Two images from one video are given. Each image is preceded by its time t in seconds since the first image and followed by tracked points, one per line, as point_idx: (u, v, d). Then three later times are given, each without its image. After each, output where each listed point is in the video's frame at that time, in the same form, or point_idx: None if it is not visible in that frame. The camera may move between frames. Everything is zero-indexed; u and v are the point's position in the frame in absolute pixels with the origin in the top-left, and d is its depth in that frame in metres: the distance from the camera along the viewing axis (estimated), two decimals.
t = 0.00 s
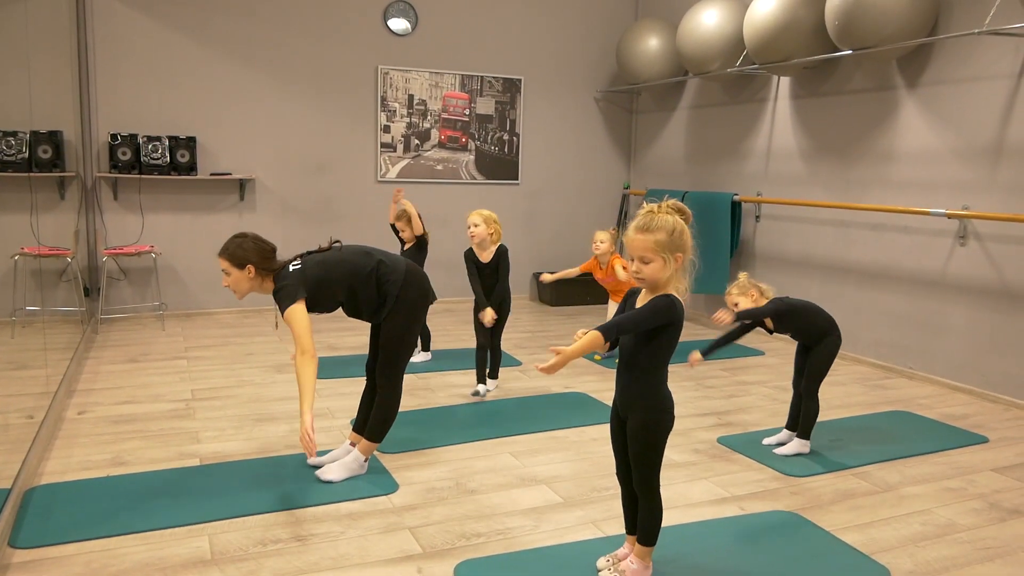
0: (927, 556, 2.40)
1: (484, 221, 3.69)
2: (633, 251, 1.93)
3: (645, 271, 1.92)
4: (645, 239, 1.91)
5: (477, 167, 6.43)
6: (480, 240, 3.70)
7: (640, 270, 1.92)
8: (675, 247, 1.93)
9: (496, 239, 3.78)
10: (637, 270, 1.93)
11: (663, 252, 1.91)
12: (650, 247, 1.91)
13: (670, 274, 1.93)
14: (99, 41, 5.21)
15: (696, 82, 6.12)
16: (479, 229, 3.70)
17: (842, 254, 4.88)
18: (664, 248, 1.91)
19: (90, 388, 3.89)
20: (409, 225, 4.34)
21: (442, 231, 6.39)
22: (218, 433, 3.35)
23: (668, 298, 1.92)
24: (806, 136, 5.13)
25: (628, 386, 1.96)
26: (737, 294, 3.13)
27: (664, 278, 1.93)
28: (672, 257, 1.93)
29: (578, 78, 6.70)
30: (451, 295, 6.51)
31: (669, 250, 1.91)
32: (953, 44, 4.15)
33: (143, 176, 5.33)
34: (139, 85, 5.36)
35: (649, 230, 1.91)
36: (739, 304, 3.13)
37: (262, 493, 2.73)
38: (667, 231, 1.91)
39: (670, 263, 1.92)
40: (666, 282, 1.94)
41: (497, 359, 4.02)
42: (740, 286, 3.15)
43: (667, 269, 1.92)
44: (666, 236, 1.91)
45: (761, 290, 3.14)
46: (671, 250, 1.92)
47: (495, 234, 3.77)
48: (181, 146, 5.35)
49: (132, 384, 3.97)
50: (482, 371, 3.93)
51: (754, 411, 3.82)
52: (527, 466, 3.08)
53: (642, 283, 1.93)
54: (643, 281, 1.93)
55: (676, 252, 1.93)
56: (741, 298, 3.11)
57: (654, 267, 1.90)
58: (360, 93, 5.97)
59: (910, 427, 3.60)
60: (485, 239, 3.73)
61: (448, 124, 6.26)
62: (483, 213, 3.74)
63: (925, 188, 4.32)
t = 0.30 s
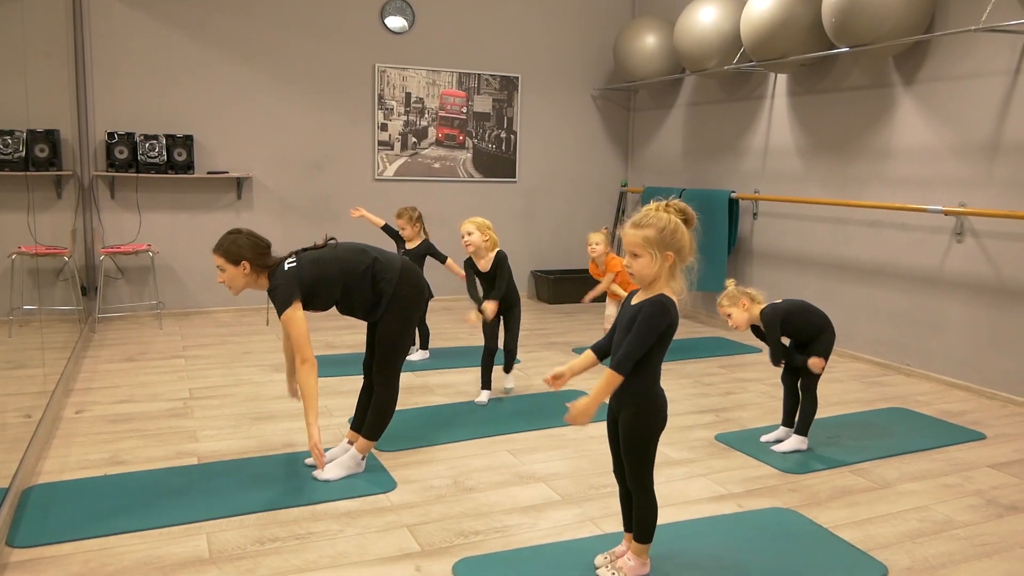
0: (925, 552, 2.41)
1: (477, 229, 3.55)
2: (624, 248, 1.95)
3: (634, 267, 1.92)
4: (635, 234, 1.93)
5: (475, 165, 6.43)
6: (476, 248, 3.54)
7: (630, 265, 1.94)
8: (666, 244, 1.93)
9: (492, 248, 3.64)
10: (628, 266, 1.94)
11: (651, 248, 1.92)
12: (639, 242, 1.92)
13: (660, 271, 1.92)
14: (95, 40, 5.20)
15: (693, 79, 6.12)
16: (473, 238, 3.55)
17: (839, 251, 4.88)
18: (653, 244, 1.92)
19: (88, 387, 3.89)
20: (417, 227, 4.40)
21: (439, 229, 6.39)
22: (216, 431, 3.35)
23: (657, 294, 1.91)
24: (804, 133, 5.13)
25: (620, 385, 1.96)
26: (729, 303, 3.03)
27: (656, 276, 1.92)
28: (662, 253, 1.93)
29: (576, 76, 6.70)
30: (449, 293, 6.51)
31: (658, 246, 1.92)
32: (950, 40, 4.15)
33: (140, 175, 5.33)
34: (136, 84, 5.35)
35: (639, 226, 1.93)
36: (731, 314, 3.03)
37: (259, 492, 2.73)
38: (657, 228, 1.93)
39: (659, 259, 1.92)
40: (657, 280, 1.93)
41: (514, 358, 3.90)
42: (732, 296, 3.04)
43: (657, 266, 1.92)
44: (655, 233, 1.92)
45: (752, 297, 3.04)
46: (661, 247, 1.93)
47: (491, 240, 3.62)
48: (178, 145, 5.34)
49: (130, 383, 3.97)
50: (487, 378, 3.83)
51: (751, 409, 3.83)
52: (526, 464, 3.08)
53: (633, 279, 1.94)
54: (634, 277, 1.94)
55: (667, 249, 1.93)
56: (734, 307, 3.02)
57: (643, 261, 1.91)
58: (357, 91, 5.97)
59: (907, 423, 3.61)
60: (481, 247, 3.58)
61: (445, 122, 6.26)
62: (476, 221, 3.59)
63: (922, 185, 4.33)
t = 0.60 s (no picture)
0: (925, 551, 2.41)
1: (488, 236, 3.48)
2: (617, 247, 1.95)
3: (627, 265, 1.92)
4: (629, 233, 1.93)
5: (474, 165, 6.43)
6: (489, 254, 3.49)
7: (623, 264, 1.93)
8: (660, 244, 1.94)
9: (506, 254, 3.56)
10: (621, 264, 1.94)
11: (644, 247, 1.92)
12: (632, 241, 1.92)
13: (653, 270, 1.92)
14: (94, 40, 5.20)
15: (692, 79, 6.12)
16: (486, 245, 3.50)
17: (838, 250, 4.88)
18: (646, 244, 1.93)
19: (87, 387, 3.89)
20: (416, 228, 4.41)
21: (439, 229, 6.39)
22: (216, 431, 3.35)
23: (652, 295, 1.91)
24: (803, 132, 5.13)
25: (616, 383, 1.96)
26: (740, 280, 3.08)
27: (648, 275, 1.92)
28: (655, 253, 1.93)
29: (575, 75, 6.70)
30: (449, 293, 6.51)
31: (651, 246, 1.92)
32: (948, 38, 4.15)
33: (139, 175, 5.33)
34: (135, 84, 5.35)
35: (632, 225, 1.94)
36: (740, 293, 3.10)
37: (258, 492, 2.72)
38: (651, 228, 1.93)
39: (652, 259, 1.92)
40: (650, 280, 1.93)
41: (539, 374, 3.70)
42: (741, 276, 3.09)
43: (650, 265, 1.92)
44: (649, 232, 1.93)
45: (765, 280, 3.07)
46: (654, 247, 1.93)
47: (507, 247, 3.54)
48: (177, 145, 5.34)
49: (130, 383, 3.97)
50: (491, 379, 3.81)
51: (750, 408, 3.83)
52: (525, 463, 3.08)
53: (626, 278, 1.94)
54: (626, 275, 1.94)
55: (660, 248, 1.94)
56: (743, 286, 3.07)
57: (636, 261, 1.91)
58: (356, 91, 5.97)
59: (907, 422, 3.61)
60: (495, 253, 3.51)
61: (444, 122, 6.26)
62: (490, 226, 3.53)
63: (921, 184, 4.33)
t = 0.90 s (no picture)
0: (926, 551, 2.40)
1: (507, 232, 3.36)
2: (614, 247, 1.95)
3: (625, 265, 1.93)
4: (625, 233, 1.93)
5: (475, 164, 6.43)
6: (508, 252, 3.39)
7: (621, 264, 1.93)
8: (657, 242, 1.93)
9: (527, 252, 3.45)
10: (619, 264, 1.94)
11: (642, 246, 1.91)
12: (628, 241, 1.92)
13: (651, 269, 1.92)
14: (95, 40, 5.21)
15: (693, 78, 6.12)
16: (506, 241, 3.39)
17: (839, 250, 4.88)
18: (643, 243, 1.92)
19: (88, 386, 3.89)
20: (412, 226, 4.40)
21: (440, 229, 6.39)
22: (217, 431, 3.35)
23: (651, 293, 1.90)
24: (804, 131, 5.13)
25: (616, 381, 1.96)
26: (768, 246, 3.07)
27: (647, 274, 1.92)
28: (652, 252, 1.92)
29: (575, 74, 6.70)
30: (450, 293, 6.51)
31: (648, 245, 1.92)
32: (950, 37, 4.14)
33: (141, 174, 5.33)
34: (136, 84, 5.35)
35: (628, 224, 1.93)
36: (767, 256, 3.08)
37: (259, 491, 2.72)
38: (646, 227, 1.92)
39: (650, 258, 1.91)
40: (648, 278, 1.93)
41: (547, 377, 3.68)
42: (775, 243, 3.06)
43: (648, 264, 1.91)
44: (645, 231, 1.92)
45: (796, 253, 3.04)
46: (651, 246, 1.92)
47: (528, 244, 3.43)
48: (178, 144, 5.35)
49: (131, 382, 3.97)
50: (516, 378, 3.83)
51: (751, 407, 3.82)
52: (526, 463, 3.07)
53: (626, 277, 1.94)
54: (625, 275, 1.94)
55: (657, 247, 1.93)
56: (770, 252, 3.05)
57: (634, 260, 1.91)
58: (357, 91, 5.97)
59: (908, 422, 3.60)
60: (515, 250, 3.40)
61: (445, 121, 6.26)
62: (514, 220, 3.39)
63: (923, 183, 4.32)
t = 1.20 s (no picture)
0: (928, 551, 2.40)
1: (521, 221, 3.37)
2: (615, 247, 1.95)
3: (626, 265, 1.93)
4: (625, 233, 1.92)
5: (476, 164, 6.43)
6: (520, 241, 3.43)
7: (622, 264, 1.93)
8: (657, 242, 1.92)
9: (539, 239, 3.48)
10: (621, 264, 1.94)
11: (642, 246, 1.91)
12: (629, 242, 1.92)
13: (652, 268, 1.91)
14: (96, 40, 5.21)
15: (694, 78, 6.12)
16: (519, 230, 3.41)
17: (840, 249, 4.87)
18: (643, 243, 1.91)
19: (90, 386, 3.89)
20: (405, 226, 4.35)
21: (441, 229, 6.39)
22: (218, 430, 3.35)
23: (653, 293, 1.90)
24: (805, 131, 5.13)
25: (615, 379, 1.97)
26: (804, 234, 2.96)
27: (648, 274, 1.92)
28: (654, 252, 1.92)
29: (576, 74, 6.70)
30: (451, 293, 6.51)
31: (648, 245, 1.91)
32: (951, 36, 4.14)
33: (142, 175, 5.33)
34: (138, 84, 5.36)
35: (628, 225, 1.92)
36: (798, 244, 2.99)
37: (261, 491, 2.72)
38: (647, 226, 1.91)
39: (651, 257, 1.91)
40: (649, 278, 1.93)
41: (546, 377, 3.68)
42: (814, 233, 2.96)
43: (648, 264, 1.91)
44: (645, 231, 1.91)
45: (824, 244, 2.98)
46: (651, 246, 1.92)
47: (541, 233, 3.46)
48: (180, 144, 5.35)
49: (133, 382, 3.98)
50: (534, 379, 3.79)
51: (753, 407, 3.82)
52: (528, 463, 3.07)
53: (627, 278, 1.94)
54: (626, 275, 1.95)
55: (658, 247, 1.92)
56: (804, 242, 2.96)
57: (635, 260, 1.91)
58: (358, 91, 5.97)
59: (910, 421, 3.60)
60: (527, 239, 3.44)
61: (446, 121, 6.26)
62: (527, 210, 3.42)
63: (924, 183, 4.32)
